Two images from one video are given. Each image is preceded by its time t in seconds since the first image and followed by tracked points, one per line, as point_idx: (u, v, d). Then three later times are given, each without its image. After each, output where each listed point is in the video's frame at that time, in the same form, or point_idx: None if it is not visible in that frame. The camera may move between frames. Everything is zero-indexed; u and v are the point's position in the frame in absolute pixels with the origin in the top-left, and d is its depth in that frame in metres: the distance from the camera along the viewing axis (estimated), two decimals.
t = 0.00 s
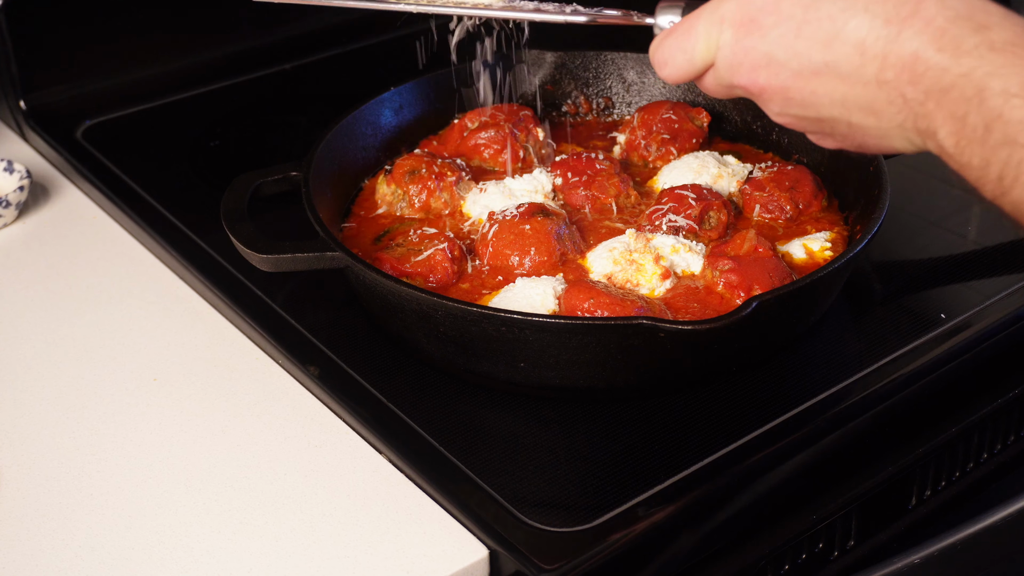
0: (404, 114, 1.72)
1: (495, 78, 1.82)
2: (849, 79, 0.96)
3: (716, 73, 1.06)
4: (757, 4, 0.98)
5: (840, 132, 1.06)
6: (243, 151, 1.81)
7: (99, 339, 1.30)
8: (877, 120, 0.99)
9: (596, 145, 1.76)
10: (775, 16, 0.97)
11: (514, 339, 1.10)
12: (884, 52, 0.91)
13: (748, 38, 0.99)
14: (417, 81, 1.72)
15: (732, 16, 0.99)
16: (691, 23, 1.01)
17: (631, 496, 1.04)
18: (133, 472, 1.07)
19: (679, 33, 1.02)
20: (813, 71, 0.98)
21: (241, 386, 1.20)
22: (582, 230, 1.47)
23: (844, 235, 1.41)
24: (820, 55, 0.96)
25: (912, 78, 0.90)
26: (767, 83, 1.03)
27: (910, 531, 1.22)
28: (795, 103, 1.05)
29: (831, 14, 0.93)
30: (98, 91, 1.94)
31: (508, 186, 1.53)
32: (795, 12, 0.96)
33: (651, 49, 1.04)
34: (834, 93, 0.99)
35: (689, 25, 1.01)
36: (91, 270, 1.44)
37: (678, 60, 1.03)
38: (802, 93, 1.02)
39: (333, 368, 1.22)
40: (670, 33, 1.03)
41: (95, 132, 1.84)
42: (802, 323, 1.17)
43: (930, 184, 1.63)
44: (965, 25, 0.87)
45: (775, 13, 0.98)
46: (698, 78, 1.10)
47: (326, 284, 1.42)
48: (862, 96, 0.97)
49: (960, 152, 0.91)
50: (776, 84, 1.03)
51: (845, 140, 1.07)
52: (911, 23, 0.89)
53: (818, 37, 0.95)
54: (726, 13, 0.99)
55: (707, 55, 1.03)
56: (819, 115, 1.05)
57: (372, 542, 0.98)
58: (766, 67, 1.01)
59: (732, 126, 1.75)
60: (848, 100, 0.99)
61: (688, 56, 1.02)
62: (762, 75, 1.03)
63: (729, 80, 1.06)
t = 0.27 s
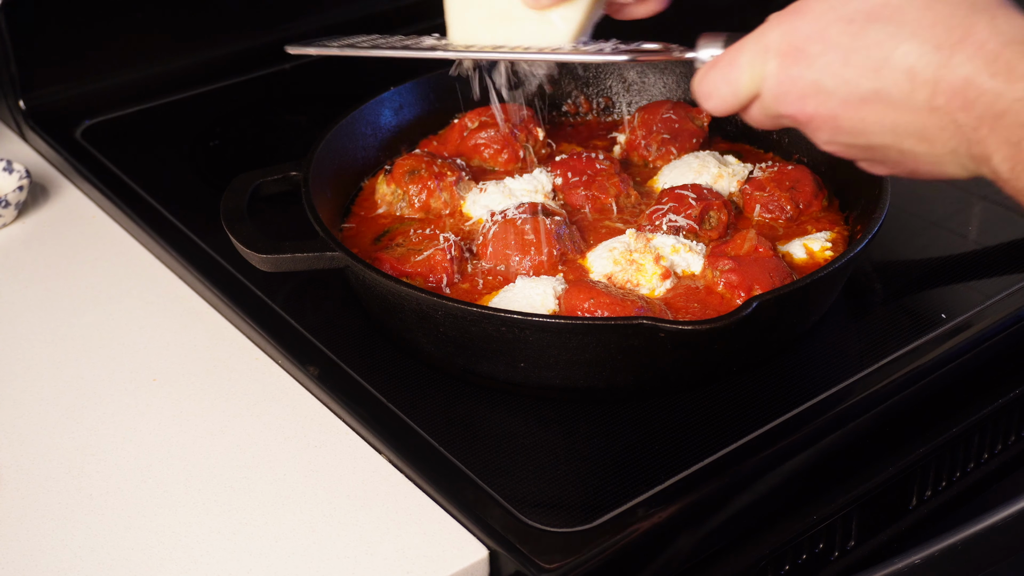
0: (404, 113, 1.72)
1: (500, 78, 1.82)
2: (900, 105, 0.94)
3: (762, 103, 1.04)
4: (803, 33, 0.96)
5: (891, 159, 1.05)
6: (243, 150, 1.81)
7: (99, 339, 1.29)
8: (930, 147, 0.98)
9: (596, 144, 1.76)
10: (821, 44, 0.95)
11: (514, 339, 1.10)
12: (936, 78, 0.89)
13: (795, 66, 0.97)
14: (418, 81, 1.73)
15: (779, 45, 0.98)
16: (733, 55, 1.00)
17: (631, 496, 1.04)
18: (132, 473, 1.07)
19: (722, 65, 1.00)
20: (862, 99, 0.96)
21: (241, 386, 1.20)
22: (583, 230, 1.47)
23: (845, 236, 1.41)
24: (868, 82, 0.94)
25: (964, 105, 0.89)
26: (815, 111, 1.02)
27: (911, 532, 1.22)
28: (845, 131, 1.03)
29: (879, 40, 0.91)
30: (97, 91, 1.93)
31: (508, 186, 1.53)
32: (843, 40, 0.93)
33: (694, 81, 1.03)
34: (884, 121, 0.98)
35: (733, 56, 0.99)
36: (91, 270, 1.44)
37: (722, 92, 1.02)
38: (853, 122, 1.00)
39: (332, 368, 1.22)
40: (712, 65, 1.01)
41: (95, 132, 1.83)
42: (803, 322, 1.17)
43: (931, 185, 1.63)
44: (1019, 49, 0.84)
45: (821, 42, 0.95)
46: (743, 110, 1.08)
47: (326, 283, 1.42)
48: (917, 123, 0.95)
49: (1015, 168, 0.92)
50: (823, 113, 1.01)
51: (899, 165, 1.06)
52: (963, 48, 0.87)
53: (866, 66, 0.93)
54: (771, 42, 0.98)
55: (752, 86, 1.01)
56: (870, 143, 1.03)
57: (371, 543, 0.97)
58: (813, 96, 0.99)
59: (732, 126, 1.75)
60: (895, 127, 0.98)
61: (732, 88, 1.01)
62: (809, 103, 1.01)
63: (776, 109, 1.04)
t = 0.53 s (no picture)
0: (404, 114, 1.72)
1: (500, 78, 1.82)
2: (964, 151, 0.87)
3: (818, 153, 0.98)
4: (857, 78, 0.89)
5: (954, 206, 0.98)
6: (243, 150, 1.81)
7: (98, 339, 1.29)
8: (991, 191, 0.90)
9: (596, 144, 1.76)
10: (877, 89, 0.88)
11: (514, 339, 1.10)
12: (997, 122, 0.81)
13: (849, 114, 0.91)
14: (418, 80, 1.73)
15: (831, 92, 0.91)
16: (786, 103, 0.94)
17: (631, 497, 1.04)
18: (131, 473, 1.07)
19: (776, 115, 0.95)
20: (920, 145, 0.89)
21: (240, 386, 1.20)
22: (583, 230, 1.48)
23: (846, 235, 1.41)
24: (926, 127, 0.86)
25: None
26: (874, 160, 0.95)
27: (911, 532, 1.22)
28: (904, 179, 0.96)
29: (936, 83, 0.83)
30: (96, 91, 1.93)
31: (508, 186, 1.53)
32: (900, 85, 0.86)
33: (747, 133, 0.99)
34: (942, 165, 0.90)
35: (787, 105, 0.94)
36: (90, 270, 1.44)
37: (777, 142, 0.97)
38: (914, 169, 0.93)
39: (332, 368, 1.22)
40: (767, 114, 0.96)
41: (94, 132, 1.83)
42: (803, 323, 1.17)
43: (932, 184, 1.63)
44: None
45: (876, 86, 0.88)
46: (799, 159, 1.02)
47: (325, 284, 1.41)
48: (977, 168, 0.88)
49: None
50: (885, 163, 0.94)
51: (962, 211, 0.99)
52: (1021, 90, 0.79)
53: (923, 111, 0.85)
54: (824, 90, 0.91)
55: (807, 135, 0.95)
56: (931, 189, 0.96)
57: (371, 543, 0.97)
58: (870, 146, 0.92)
59: (732, 125, 1.75)
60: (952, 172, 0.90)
61: (785, 137, 0.96)
62: (867, 152, 0.93)
63: (833, 159, 0.97)
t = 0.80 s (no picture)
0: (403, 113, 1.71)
1: (500, 79, 1.82)
2: (1004, 163, 0.95)
3: (858, 168, 1.01)
4: (898, 93, 0.93)
5: (999, 218, 1.06)
6: (242, 150, 1.81)
7: (98, 339, 1.29)
8: None
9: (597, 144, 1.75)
10: (920, 104, 0.93)
11: (514, 339, 1.09)
12: None
13: (891, 129, 0.94)
14: (418, 79, 1.72)
15: (872, 107, 0.95)
16: (829, 117, 0.96)
17: (631, 497, 1.04)
18: (131, 473, 1.07)
19: (816, 130, 0.97)
20: (965, 159, 0.95)
21: (240, 385, 1.20)
22: (583, 230, 1.47)
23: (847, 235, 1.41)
24: (970, 141, 0.93)
25: None
26: (915, 173, 0.99)
27: (913, 533, 1.21)
28: (947, 192, 1.02)
29: (978, 97, 0.91)
30: (96, 90, 1.93)
31: (508, 186, 1.53)
32: (940, 99, 0.92)
33: (786, 149, 1.00)
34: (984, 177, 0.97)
35: (827, 120, 0.96)
36: (90, 270, 1.43)
37: (818, 158, 0.98)
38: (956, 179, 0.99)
39: (331, 368, 1.22)
40: (807, 129, 0.98)
41: (93, 133, 1.83)
42: (803, 323, 1.17)
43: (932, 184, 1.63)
44: None
45: (918, 102, 0.93)
46: (838, 175, 1.04)
47: (325, 283, 1.41)
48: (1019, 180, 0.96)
49: None
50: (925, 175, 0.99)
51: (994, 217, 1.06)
52: None
53: (966, 124, 0.92)
54: (865, 104, 0.95)
55: (848, 149, 0.97)
56: (975, 203, 1.03)
57: (371, 544, 0.97)
58: (913, 158, 0.97)
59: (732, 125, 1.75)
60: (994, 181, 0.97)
61: (827, 152, 0.97)
62: (909, 165, 0.98)
63: (873, 174, 1.01)
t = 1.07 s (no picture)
0: (404, 113, 1.71)
1: (500, 77, 1.82)
2: None
3: (961, 150, 1.13)
4: (997, 79, 1.05)
5: None
6: (242, 150, 1.80)
7: (97, 339, 1.29)
8: None
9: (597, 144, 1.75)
10: (1019, 90, 1.05)
11: (514, 339, 1.09)
12: None
13: (991, 113, 1.06)
14: (417, 79, 1.72)
15: (973, 92, 1.05)
16: (930, 104, 1.08)
17: (631, 498, 1.03)
18: (130, 474, 1.07)
19: (919, 115, 1.09)
20: None
21: (239, 385, 1.20)
22: (583, 230, 1.47)
23: (847, 235, 1.41)
24: None
25: None
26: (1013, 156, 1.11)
27: (913, 533, 1.21)
28: None
29: None
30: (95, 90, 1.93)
31: (508, 186, 1.53)
32: None
33: (893, 133, 1.13)
34: None
35: (930, 106, 1.08)
36: (89, 270, 1.43)
37: (921, 140, 1.11)
38: None
39: (331, 368, 1.21)
40: (911, 114, 1.10)
41: (93, 133, 1.83)
42: (804, 323, 1.16)
43: (933, 183, 1.62)
44: None
45: (1018, 87, 1.05)
46: (940, 158, 1.16)
47: (325, 283, 1.41)
48: None
49: None
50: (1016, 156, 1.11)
51: None
52: None
53: None
54: (967, 90, 1.05)
55: (951, 134, 1.09)
56: None
57: (371, 544, 0.97)
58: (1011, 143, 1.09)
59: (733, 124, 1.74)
60: None
61: (931, 136, 1.09)
62: (1009, 149, 1.10)
63: (975, 156, 1.13)
